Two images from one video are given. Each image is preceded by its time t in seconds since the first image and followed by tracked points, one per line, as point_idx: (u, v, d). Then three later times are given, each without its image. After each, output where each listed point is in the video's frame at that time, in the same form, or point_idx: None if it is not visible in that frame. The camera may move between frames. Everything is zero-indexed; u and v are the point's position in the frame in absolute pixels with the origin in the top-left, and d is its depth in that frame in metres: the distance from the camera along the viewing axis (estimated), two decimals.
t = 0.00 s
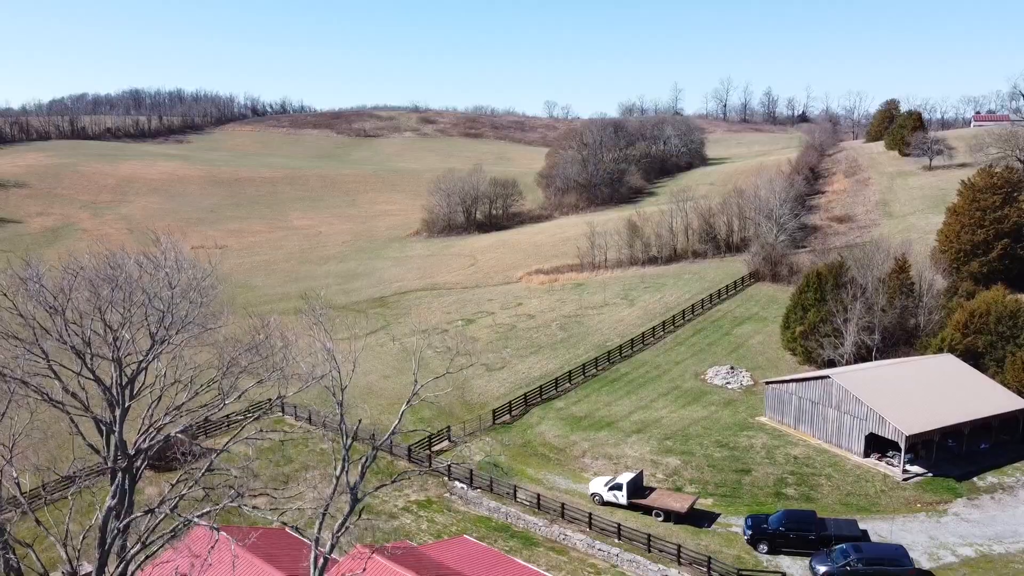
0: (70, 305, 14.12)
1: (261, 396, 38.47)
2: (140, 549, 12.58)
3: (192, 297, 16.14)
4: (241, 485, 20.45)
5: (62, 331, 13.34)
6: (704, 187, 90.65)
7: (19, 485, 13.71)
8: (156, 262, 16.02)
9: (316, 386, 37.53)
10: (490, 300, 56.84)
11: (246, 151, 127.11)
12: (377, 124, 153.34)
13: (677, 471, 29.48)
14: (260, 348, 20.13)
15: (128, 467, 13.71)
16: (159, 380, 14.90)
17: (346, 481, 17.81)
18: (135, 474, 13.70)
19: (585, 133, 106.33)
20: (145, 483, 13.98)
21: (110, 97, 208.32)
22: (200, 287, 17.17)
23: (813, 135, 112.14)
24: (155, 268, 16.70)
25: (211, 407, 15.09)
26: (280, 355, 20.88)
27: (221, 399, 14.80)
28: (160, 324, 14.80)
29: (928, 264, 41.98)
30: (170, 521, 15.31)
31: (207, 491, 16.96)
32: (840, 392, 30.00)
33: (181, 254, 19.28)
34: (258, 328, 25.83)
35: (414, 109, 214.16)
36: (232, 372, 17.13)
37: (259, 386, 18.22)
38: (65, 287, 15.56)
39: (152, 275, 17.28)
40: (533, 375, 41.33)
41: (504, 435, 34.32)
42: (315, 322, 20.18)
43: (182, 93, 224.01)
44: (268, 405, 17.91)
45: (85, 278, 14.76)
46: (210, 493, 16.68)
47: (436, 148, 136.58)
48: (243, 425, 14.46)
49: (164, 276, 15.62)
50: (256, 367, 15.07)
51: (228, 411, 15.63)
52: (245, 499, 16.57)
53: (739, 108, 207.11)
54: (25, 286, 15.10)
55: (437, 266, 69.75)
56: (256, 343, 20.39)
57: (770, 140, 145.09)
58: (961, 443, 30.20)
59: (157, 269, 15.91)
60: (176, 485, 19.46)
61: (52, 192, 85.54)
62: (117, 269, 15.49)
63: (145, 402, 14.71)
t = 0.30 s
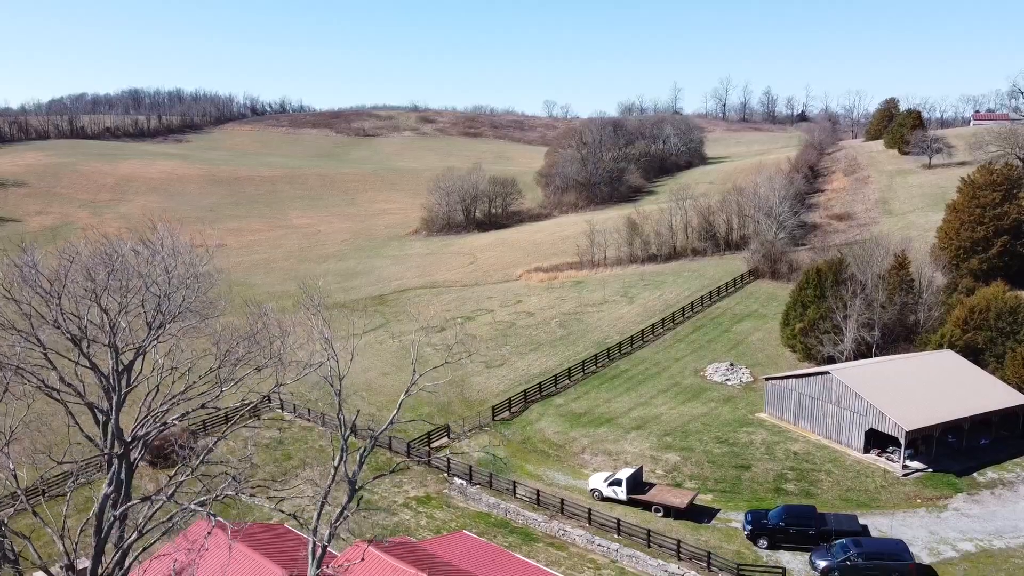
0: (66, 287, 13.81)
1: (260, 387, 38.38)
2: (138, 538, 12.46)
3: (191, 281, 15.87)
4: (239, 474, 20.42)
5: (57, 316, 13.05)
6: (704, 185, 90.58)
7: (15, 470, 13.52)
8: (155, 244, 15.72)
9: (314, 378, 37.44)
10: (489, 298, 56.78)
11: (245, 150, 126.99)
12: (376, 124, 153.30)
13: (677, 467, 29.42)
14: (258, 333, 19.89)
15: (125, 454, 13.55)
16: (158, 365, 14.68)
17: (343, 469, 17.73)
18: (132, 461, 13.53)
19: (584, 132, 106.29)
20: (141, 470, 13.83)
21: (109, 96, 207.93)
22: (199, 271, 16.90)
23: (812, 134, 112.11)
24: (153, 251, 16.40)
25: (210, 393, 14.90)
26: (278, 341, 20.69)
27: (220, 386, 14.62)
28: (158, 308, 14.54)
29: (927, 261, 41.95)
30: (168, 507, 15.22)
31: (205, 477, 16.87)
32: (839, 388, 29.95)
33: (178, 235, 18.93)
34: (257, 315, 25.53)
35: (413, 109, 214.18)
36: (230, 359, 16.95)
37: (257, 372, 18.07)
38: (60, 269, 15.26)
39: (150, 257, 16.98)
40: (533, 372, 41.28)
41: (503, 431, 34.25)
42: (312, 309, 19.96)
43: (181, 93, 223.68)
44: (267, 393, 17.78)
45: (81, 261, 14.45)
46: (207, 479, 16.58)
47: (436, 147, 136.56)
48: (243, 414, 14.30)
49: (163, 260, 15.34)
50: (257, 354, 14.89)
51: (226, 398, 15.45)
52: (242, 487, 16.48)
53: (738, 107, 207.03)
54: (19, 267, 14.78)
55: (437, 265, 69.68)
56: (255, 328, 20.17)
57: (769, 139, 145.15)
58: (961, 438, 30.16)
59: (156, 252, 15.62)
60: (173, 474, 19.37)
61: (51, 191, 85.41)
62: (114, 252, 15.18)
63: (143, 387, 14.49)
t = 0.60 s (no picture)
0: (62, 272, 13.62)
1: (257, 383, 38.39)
2: (136, 528, 12.45)
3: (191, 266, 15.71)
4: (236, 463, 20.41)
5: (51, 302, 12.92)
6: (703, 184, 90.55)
7: (12, 461, 13.48)
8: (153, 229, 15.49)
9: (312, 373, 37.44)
10: (489, 296, 56.70)
11: (244, 150, 126.80)
12: (375, 123, 153.23)
13: (677, 463, 29.39)
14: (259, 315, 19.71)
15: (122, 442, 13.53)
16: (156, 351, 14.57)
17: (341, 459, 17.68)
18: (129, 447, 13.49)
19: (584, 131, 106.18)
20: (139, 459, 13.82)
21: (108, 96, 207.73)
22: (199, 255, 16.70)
23: (812, 133, 112.10)
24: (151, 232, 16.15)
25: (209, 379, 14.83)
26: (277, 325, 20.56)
27: (221, 372, 14.51)
28: (156, 292, 14.37)
29: (926, 257, 41.94)
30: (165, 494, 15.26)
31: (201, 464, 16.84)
32: (839, 383, 29.90)
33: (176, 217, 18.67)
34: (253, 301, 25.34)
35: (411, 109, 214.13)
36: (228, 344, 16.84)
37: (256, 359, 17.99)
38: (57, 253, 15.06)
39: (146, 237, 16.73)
40: (532, 369, 41.22)
41: (503, 428, 34.22)
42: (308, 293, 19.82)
43: (180, 92, 222.93)
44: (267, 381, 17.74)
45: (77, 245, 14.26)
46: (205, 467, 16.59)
47: (435, 147, 136.53)
48: (246, 402, 14.23)
49: (160, 242, 15.17)
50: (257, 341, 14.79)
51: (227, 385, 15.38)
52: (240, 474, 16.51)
53: (738, 106, 206.81)
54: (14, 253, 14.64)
55: (436, 263, 69.60)
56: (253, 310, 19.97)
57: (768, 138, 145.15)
58: (960, 434, 30.15)
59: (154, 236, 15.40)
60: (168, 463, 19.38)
61: (49, 190, 85.23)
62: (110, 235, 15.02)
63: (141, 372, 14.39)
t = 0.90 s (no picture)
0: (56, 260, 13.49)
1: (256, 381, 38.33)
2: (133, 516, 12.47)
3: (187, 253, 15.59)
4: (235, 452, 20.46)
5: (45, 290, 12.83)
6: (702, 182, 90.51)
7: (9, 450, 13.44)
8: (149, 216, 15.35)
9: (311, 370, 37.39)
10: (488, 294, 56.62)
11: (243, 150, 126.68)
12: (374, 123, 153.09)
13: (676, 459, 29.32)
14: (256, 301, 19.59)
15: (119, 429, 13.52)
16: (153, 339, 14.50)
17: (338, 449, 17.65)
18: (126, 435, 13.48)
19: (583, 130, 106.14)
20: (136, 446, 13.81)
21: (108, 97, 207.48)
22: (195, 241, 16.57)
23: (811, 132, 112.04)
24: (147, 218, 16.01)
25: (207, 366, 14.77)
26: (275, 312, 20.46)
27: (218, 360, 14.44)
28: (151, 280, 14.27)
29: (926, 254, 41.93)
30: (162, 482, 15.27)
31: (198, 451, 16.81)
32: (839, 379, 29.84)
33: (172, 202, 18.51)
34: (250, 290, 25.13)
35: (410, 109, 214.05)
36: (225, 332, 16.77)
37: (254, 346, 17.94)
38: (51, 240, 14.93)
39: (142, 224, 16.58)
40: (531, 366, 41.16)
41: (502, 424, 34.17)
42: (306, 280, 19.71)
43: (179, 91, 222.40)
44: (264, 368, 17.67)
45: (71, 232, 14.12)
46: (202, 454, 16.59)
47: (434, 146, 136.46)
48: (243, 391, 14.20)
49: (156, 229, 15.04)
50: (254, 329, 14.70)
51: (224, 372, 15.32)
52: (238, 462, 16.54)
53: (737, 105, 206.71)
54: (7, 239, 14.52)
55: (435, 261, 69.53)
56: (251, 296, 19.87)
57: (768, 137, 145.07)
58: (960, 429, 30.04)
59: (150, 223, 15.27)
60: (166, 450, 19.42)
61: (48, 190, 85.10)
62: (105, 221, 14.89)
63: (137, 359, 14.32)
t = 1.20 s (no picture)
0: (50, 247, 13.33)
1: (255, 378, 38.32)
2: (130, 505, 12.41)
3: (184, 240, 15.41)
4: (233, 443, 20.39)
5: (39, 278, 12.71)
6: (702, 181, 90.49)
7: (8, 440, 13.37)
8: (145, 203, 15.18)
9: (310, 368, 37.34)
10: (487, 292, 56.58)
11: (243, 149, 126.59)
12: (373, 122, 153.02)
13: (676, 455, 29.28)
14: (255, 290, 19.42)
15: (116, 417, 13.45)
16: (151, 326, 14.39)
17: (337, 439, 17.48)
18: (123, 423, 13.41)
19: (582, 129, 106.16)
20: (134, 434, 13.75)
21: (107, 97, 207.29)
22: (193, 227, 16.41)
23: (810, 130, 112.01)
24: (143, 204, 15.84)
25: (205, 355, 14.64)
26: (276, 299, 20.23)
27: (217, 350, 14.32)
28: (148, 267, 14.13)
29: (925, 250, 41.91)
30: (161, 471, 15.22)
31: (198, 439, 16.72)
32: (839, 375, 29.81)
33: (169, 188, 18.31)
34: (250, 280, 24.89)
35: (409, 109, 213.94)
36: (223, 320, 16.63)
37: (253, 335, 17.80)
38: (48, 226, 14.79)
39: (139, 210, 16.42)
40: (531, 363, 41.12)
41: (501, 421, 34.13)
42: (305, 269, 19.53)
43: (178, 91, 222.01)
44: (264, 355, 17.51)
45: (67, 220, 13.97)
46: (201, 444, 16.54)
47: (434, 145, 136.38)
48: (242, 380, 14.10)
49: (152, 216, 14.87)
50: (252, 318, 14.56)
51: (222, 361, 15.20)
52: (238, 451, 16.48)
53: (736, 104, 206.63)
54: (3, 226, 14.41)
55: (434, 260, 69.50)
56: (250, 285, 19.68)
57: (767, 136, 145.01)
58: (960, 425, 30.01)
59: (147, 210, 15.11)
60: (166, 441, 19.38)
61: (47, 189, 84.95)
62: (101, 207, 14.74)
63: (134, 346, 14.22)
